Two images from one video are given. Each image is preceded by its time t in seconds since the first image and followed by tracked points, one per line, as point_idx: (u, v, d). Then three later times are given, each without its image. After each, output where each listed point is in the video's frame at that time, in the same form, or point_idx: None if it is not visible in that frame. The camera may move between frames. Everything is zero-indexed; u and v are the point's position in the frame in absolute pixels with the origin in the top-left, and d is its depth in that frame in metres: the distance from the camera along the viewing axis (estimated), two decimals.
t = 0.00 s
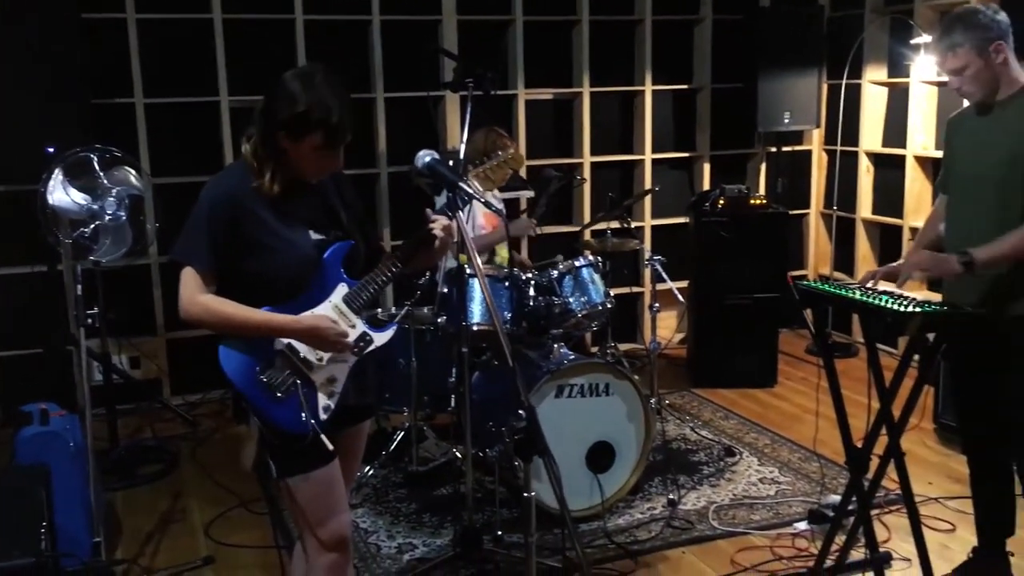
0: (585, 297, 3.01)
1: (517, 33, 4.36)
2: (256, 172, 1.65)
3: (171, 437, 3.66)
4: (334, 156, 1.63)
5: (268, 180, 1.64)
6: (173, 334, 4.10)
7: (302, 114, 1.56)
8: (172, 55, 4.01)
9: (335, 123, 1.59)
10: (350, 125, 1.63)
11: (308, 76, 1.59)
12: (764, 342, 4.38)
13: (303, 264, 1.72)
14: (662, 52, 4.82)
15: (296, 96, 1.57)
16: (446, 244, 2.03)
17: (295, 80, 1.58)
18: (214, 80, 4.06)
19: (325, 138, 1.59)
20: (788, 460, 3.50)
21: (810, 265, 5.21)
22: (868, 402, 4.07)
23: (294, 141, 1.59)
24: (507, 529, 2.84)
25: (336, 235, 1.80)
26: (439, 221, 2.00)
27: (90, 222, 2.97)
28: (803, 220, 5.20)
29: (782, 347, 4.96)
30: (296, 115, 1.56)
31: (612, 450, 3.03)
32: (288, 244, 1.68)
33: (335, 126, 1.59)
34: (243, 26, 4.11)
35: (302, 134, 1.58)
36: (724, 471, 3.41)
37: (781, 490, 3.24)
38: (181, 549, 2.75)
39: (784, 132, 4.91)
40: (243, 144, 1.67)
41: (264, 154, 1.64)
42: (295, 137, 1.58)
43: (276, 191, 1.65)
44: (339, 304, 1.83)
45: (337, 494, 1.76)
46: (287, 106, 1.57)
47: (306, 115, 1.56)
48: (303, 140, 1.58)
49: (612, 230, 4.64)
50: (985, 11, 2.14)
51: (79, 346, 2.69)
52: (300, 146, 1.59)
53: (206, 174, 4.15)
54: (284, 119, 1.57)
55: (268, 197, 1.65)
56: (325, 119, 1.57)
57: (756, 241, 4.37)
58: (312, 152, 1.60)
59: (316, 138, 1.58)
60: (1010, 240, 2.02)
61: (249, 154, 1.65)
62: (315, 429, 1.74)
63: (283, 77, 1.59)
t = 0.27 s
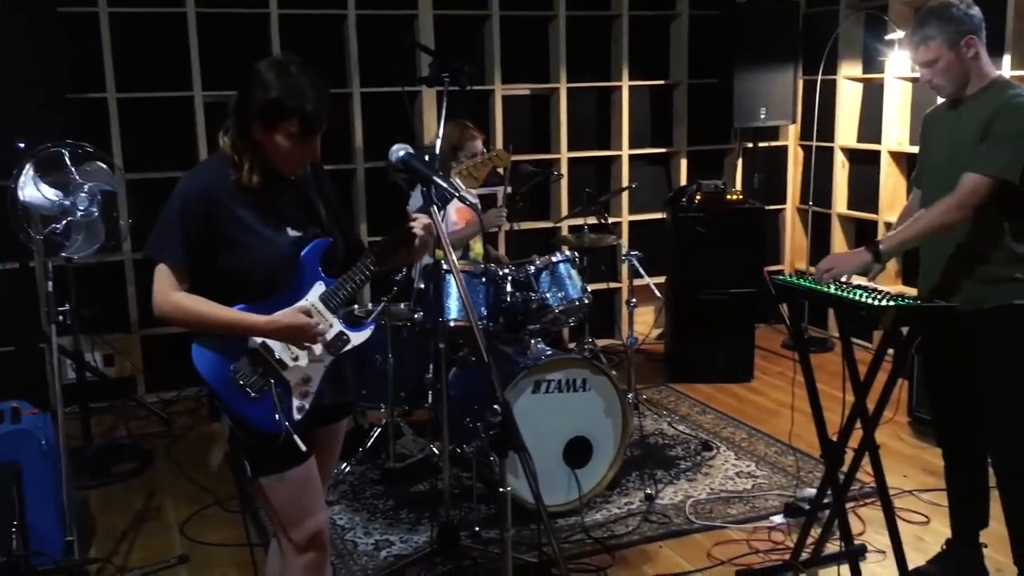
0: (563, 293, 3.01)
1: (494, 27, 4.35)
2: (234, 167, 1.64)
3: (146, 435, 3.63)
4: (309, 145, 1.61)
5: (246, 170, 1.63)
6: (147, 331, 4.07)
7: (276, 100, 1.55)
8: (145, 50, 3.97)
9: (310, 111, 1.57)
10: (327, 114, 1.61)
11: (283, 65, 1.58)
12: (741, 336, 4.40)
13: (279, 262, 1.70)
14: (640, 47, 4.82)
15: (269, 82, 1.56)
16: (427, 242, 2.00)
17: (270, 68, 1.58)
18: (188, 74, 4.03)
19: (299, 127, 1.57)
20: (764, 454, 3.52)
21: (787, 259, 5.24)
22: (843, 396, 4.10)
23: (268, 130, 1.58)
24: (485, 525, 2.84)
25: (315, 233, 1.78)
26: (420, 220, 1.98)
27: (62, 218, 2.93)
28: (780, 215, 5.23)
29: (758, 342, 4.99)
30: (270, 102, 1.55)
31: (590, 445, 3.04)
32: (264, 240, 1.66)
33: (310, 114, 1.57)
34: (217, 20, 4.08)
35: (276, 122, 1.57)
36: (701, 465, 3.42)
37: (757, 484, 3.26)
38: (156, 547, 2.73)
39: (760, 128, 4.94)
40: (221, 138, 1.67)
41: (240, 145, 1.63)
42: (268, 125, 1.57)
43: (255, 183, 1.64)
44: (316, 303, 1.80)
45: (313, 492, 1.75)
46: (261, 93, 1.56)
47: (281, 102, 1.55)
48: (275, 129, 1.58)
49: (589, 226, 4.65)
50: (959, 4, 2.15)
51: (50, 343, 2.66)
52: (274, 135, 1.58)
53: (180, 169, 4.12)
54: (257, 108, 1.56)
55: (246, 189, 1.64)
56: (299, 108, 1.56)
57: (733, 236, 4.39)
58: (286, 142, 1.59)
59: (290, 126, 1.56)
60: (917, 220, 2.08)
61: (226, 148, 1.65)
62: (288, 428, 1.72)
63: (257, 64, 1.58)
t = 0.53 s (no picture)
0: (546, 289, 2.99)
1: (477, 24, 4.34)
2: (217, 160, 1.61)
3: (127, 434, 3.61)
4: (286, 96, 1.61)
5: (231, 155, 1.60)
6: (128, 329, 4.04)
7: (233, 61, 1.60)
8: (125, 46, 3.95)
9: (270, 60, 1.61)
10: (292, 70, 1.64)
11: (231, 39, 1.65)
12: (724, 332, 4.41)
13: (270, 260, 1.67)
14: (623, 44, 4.83)
15: (223, 53, 1.62)
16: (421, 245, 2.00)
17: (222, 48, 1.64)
18: (168, 70, 4.00)
19: (266, 78, 1.59)
20: (747, 450, 3.53)
21: (770, 256, 5.26)
22: (825, 391, 4.12)
23: (241, 98, 1.60)
24: (468, 522, 2.84)
25: (309, 232, 1.76)
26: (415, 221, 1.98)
27: (41, 215, 2.91)
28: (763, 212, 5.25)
29: (742, 339, 5.01)
30: (229, 67, 1.60)
31: (573, 441, 3.04)
32: (255, 236, 1.63)
33: (273, 64, 1.60)
34: (197, 16, 4.05)
35: (244, 84, 1.59)
36: (685, 461, 3.43)
37: (740, 479, 3.27)
38: (137, 547, 2.71)
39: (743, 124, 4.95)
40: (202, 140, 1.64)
41: (222, 133, 1.61)
42: (238, 89, 1.59)
43: (240, 166, 1.61)
44: (307, 304, 1.77)
45: (301, 496, 1.73)
46: (219, 67, 1.61)
47: (239, 60, 1.60)
48: (246, 92, 1.60)
49: (573, 222, 4.65)
50: (933, 2, 2.15)
51: (28, 341, 2.63)
52: (248, 99, 1.59)
53: (161, 166, 4.09)
54: (221, 77, 1.61)
55: (232, 177, 1.62)
56: (259, 61, 1.60)
57: (716, 233, 4.40)
58: (262, 98, 1.59)
59: (257, 79, 1.59)
60: (886, 219, 2.13)
61: (209, 144, 1.62)
62: (276, 432, 1.69)
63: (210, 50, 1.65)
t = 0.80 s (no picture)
0: (534, 289, 2.98)
1: (464, 24, 4.34)
2: (211, 162, 1.58)
3: (114, 436, 3.59)
4: (265, 69, 1.60)
5: (227, 156, 1.58)
6: (114, 330, 4.02)
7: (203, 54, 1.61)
8: (110, 47, 3.93)
9: (238, 42, 1.61)
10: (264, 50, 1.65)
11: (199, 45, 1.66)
12: (711, 330, 4.42)
13: (270, 260, 1.63)
14: (609, 43, 4.84)
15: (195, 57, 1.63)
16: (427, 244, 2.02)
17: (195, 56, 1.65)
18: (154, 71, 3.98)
19: (239, 56, 1.59)
20: (735, 449, 3.54)
21: (757, 255, 5.28)
22: (812, 390, 4.14)
23: (224, 88, 1.59)
24: (456, 522, 2.84)
25: (312, 233, 1.71)
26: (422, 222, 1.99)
27: (25, 216, 2.90)
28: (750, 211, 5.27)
29: (730, 337, 5.02)
30: (204, 63, 1.60)
31: (561, 441, 3.04)
32: (255, 236, 1.60)
33: (241, 44, 1.61)
34: (183, 16, 4.03)
35: (220, 72, 1.59)
36: (673, 460, 3.44)
37: (728, 478, 3.28)
38: (123, 548, 2.69)
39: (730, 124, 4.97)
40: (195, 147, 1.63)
41: (211, 131, 1.60)
42: (217, 78, 1.59)
43: (235, 165, 1.58)
44: (309, 309, 1.71)
45: (301, 506, 1.69)
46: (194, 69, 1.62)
47: (209, 53, 1.61)
48: (224, 78, 1.59)
49: (561, 222, 4.65)
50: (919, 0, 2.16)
51: (13, 343, 2.62)
52: (229, 83, 1.59)
53: (147, 167, 4.08)
54: (201, 74, 1.61)
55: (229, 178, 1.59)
56: (229, 47, 1.61)
57: (703, 232, 4.42)
58: (241, 75, 1.58)
59: (230, 61, 1.59)
60: (874, 215, 2.14)
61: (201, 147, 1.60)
62: (274, 440, 1.66)
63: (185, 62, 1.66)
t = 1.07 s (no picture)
0: (524, 293, 2.97)
1: (454, 29, 4.35)
2: (211, 167, 1.53)
3: (103, 441, 3.58)
4: (266, 70, 1.56)
5: (227, 162, 1.53)
6: (102, 335, 4.01)
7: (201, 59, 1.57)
8: (100, 52, 3.92)
9: (237, 45, 1.57)
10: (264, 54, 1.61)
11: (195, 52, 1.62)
12: (701, 335, 4.43)
13: (273, 265, 1.58)
14: (599, 49, 4.86)
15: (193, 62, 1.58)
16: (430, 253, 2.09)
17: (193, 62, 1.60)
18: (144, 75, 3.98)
19: (239, 59, 1.55)
20: (725, 453, 3.55)
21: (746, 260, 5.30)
22: (801, 394, 4.16)
23: (225, 93, 1.55)
24: (446, 527, 2.83)
25: (315, 238, 1.67)
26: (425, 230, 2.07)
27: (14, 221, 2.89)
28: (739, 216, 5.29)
29: (720, 342, 5.04)
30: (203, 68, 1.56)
31: (551, 446, 3.04)
32: (256, 242, 1.55)
33: (240, 47, 1.56)
34: (174, 21, 4.03)
35: (221, 77, 1.55)
36: (663, 465, 3.44)
37: (718, 482, 3.28)
38: (112, 555, 2.68)
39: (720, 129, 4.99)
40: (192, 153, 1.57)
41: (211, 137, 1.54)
42: (218, 83, 1.55)
43: (236, 171, 1.53)
44: (313, 316, 1.68)
45: (300, 521, 1.63)
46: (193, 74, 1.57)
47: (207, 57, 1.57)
48: (225, 82, 1.55)
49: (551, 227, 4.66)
50: (914, 5, 2.19)
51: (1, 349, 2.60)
52: (230, 87, 1.54)
53: (137, 171, 4.07)
54: (200, 79, 1.56)
55: (229, 184, 1.54)
56: (228, 50, 1.56)
57: (693, 237, 4.43)
58: (243, 76, 1.54)
59: (230, 64, 1.55)
60: (863, 220, 2.16)
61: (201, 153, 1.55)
62: (278, 452, 1.60)
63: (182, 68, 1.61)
